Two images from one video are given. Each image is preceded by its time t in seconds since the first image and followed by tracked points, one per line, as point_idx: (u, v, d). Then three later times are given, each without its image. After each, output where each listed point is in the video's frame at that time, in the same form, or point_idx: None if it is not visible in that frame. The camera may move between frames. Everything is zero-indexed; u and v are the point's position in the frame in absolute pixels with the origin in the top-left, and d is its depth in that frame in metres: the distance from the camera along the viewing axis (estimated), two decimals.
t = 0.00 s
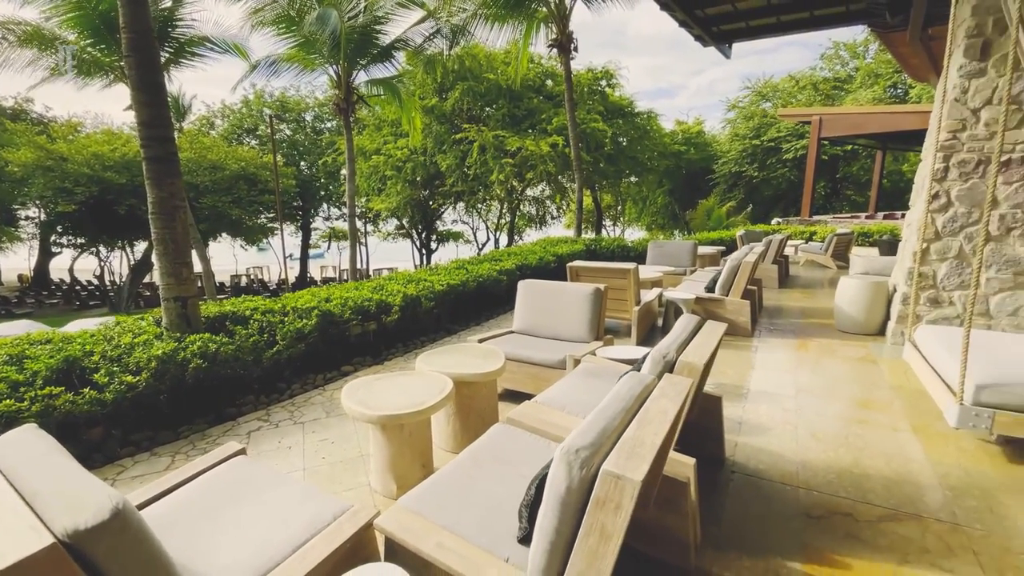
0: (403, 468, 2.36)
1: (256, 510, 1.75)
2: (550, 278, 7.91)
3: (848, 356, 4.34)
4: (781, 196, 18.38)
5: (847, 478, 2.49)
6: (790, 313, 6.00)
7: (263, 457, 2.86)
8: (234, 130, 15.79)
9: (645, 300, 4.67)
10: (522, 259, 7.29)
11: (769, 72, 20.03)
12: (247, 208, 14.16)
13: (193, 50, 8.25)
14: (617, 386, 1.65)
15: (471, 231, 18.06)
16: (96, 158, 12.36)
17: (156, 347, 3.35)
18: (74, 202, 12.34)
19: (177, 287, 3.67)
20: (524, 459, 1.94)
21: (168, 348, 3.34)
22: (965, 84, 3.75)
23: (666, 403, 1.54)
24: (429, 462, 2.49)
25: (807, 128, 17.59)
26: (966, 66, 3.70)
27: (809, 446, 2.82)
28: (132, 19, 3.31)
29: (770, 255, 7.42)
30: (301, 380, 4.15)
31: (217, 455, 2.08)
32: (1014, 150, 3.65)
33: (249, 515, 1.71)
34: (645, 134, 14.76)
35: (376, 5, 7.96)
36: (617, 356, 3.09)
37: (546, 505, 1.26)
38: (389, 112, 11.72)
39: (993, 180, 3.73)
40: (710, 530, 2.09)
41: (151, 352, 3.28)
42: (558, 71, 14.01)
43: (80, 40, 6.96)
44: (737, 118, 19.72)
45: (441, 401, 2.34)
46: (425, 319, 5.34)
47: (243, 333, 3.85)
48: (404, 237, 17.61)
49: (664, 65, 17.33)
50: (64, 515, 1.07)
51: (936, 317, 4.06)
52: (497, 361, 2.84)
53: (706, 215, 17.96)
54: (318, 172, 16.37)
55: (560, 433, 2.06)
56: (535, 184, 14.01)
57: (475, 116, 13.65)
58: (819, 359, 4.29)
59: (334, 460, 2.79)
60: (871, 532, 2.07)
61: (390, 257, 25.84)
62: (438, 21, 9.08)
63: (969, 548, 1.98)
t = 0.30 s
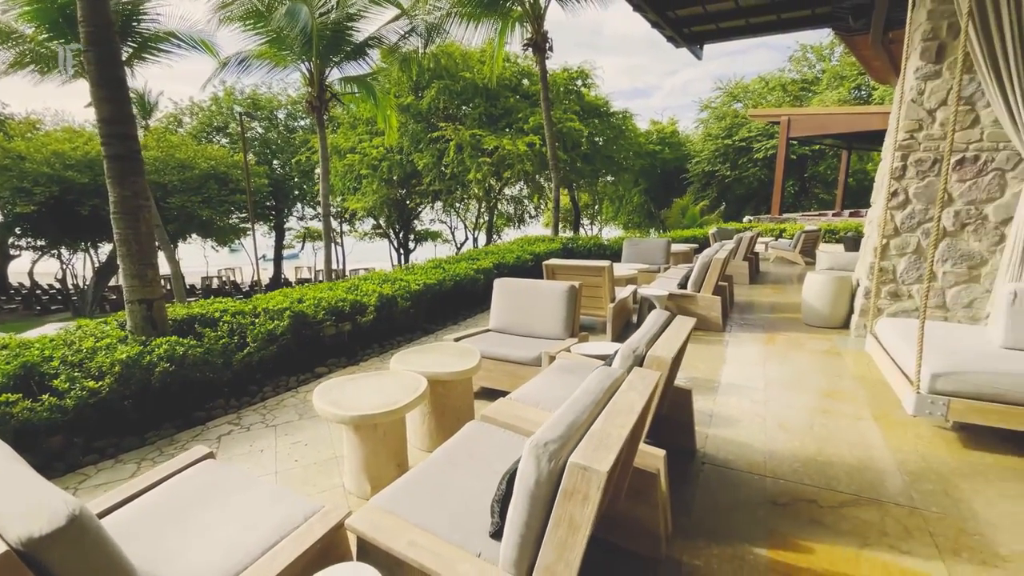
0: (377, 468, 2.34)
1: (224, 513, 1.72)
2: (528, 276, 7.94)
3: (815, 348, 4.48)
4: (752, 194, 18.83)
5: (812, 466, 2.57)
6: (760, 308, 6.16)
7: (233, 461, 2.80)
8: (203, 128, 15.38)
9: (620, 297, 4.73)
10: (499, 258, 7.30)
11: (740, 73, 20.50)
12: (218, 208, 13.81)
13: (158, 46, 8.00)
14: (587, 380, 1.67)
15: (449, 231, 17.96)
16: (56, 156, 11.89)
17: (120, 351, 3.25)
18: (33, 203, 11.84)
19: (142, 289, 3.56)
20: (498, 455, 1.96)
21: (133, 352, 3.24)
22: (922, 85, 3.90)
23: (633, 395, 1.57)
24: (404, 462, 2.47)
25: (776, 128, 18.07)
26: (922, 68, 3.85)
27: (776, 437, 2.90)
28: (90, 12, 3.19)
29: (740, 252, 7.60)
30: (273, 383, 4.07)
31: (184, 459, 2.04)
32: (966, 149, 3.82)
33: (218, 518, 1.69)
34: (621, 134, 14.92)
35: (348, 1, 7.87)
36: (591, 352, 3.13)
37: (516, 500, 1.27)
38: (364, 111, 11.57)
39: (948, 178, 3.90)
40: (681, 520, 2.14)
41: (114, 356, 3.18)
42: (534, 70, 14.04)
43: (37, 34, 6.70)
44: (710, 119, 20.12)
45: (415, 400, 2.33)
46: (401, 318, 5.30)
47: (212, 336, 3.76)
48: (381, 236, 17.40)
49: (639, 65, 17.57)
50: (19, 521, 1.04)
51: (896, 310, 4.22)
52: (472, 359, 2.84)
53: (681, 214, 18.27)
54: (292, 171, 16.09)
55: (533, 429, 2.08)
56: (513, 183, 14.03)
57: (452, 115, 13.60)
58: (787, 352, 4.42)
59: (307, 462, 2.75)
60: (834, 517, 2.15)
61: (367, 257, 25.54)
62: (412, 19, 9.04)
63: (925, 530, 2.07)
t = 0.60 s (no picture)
0: (340, 474, 2.30)
1: (178, 524, 1.66)
2: (499, 276, 7.93)
3: (776, 343, 4.62)
4: (718, 195, 19.32)
5: (770, 457, 2.65)
6: (725, 305, 6.32)
7: (190, 472, 2.70)
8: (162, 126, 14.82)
9: (589, 295, 4.79)
10: (470, 258, 7.26)
11: (705, 76, 21.03)
12: (180, 208, 13.31)
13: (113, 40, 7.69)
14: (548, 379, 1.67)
15: (422, 231, 17.74)
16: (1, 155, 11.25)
17: (67, 359, 3.09)
18: None
19: (93, 294, 3.39)
20: (461, 456, 1.95)
21: (81, 360, 3.09)
22: (873, 88, 4.05)
23: (593, 393, 1.57)
24: (368, 467, 2.43)
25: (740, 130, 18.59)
26: (873, 73, 4.00)
27: (738, 430, 2.97)
28: (32, 4, 3.04)
29: (706, 251, 7.79)
30: (234, 390, 3.94)
31: (135, 470, 1.95)
32: (914, 150, 3.99)
33: (170, 530, 1.63)
34: (591, 134, 15.08)
35: None
36: (558, 351, 3.14)
37: (474, 502, 1.26)
38: (332, 109, 11.37)
39: (897, 178, 4.07)
40: (644, 514, 2.17)
41: (61, 364, 3.02)
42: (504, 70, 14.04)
43: None
44: (677, 121, 20.56)
45: (378, 403, 2.29)
46: (370, 320, 5.21)
47: (168, 342, 3.62)
48: (352, 237, 17.10)
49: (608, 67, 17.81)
50: None
51: (851, 305, 4.39)
52: (439, 360, 2.81)
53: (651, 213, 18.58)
54: (257, 171, 15.66)
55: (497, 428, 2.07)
56: (485, 183, 14.01)
57: (422, 115, 13.49)
58: (750, 347, 4.55)
59: (269, 470, 2.67)
60: (790, 507, 2.22)
61: (337, 258, 25.09)
62: (380, 18, 8.99)
63: (875, 516, 2.15)
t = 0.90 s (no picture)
0: (294, 484, 2.22)
1: (114, 543, 1.57)
2: (467, 277, 7.89)
3: (733, 340, 4.75)
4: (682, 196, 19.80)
5: (725, 452, 2.71)
6: (687, 304, 6.47)
7: (135, 487, 2.57)
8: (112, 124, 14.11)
9: (554, 296, 4.82)
10: (436, 260, 7.17)
11: (669, 81, 21.54)
12: (133, 211, 12.61)
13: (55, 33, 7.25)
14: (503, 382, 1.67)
15: (390, 232, 17.28)
16: None
17: None
18: None
19: (28, 302, 3.20)
20: (418, 462, 1.92)
21: (16, 372, 2.91)
22: (820, 94, 4.22)
23: (546, 395, 1.57)
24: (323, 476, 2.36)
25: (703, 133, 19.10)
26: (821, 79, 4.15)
27: (696, 426, 3.04)
28: None
29: (668, 251, 7.97)
30: (186, 400, 3.78)
31: (71, 487, 1.84)
32: (858, 154, 4.17)
33: (106, 549, 1.53)
34: (558, 136, 15.18)
35: None
36: (520, 352, 3.13)
37: (424, 509, 1.24)
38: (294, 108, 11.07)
39: (843, 180, 4.24)
40: (603, 513, 2.18)
41: None
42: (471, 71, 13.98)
43: None
44: (642, 124, 20.97)
45: (333, 410, 2.23)
46: (332, 324, 5.09)
47: (113, 351, 3.45)
48: (317, 239, 16.64)
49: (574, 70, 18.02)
50: None
51: (803, 303, 4.56)
52: (398, 365, 2.76)
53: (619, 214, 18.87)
54: (216, 171, 15.11)
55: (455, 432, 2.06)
56: (454, 184, 13.92)
57: (389, 115, 13.29)
58: (709, 344, 4.66)
59: (221, 483, 2.57)
60: (744, 500, 2.28)
61: (303, 261, 24.48)
62: (342, 16, 8.83)
63: (823, 506, 2.23)
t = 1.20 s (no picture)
0: (240, 498, 2.12)
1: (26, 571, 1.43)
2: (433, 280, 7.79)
3: (692, 339, 4.85)
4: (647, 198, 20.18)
5: (682, 450, 2.76)
6: (649, 303, 6.57)
7: (68, 508, 2.40)
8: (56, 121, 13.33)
9: (517, 298, 4.82)
10: (400, 262, 7.04)
11: (633, 85, 21.95)
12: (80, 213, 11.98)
13: None
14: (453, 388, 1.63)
15: (355, 234, 16.68)
16: None
17: None
18: None
19: None
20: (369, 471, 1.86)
21: None
22: (771, 100, 4.35)
23: (496, 399, 1.53)
24: (271, 489, 2.26)
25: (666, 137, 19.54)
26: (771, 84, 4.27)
27: (654, 425, 3.07)
28: None
29: (631, 252, 8.10)
30: (129, 412, 3.58)
31: None
32: (807, 157, 4.31)
33: None
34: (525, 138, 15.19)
35: None
36: (479, 355, 3.09)
37: (364, 523, 1.19)
38: (253, 107, 10.71)
39: (793, 182, 4.38)
40: (559, 516, 2.18)
41: None
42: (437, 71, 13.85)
43: None
44: (608, 127, 21.29)
45: (281, 419, 2.14)
46: (288, 330, 4.92)
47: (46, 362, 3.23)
48: (279, 242, 15.97)
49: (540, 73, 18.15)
50: None
51: (757, 301, 4.70)
52: (353, 370, 2.69)
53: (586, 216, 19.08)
54: (171, 172, 14.48)
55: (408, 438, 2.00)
56: (421, 185, 13.74)
57: (354, 115, 13.02)
58: (669, 344, 4.75)
59: (162, 499, 2.44)
60: (698, 497, 2.31)
61: (265, 264, 23.73)
62: (301, 13, 8.70)
63: (773, 501, 2.29)
